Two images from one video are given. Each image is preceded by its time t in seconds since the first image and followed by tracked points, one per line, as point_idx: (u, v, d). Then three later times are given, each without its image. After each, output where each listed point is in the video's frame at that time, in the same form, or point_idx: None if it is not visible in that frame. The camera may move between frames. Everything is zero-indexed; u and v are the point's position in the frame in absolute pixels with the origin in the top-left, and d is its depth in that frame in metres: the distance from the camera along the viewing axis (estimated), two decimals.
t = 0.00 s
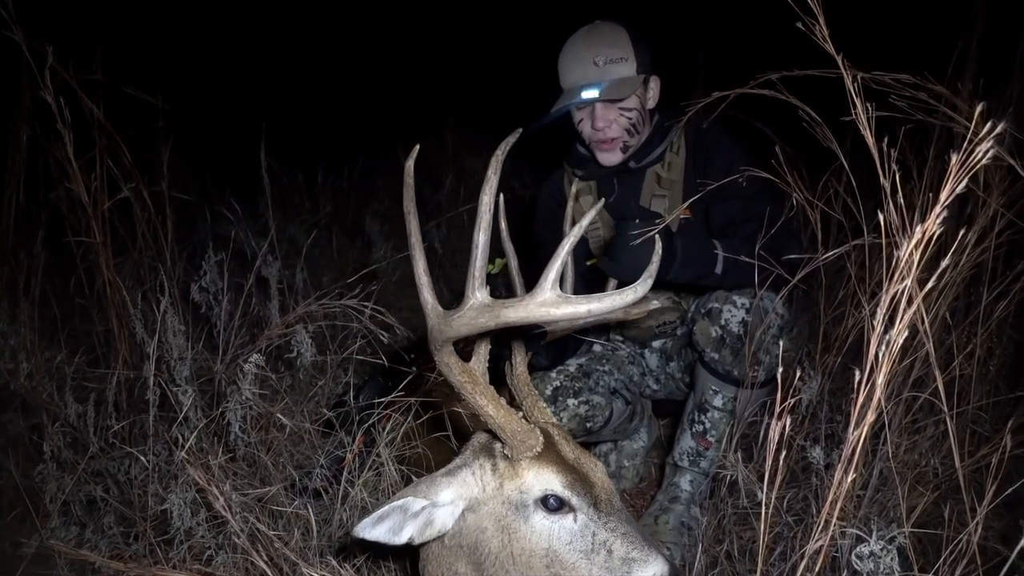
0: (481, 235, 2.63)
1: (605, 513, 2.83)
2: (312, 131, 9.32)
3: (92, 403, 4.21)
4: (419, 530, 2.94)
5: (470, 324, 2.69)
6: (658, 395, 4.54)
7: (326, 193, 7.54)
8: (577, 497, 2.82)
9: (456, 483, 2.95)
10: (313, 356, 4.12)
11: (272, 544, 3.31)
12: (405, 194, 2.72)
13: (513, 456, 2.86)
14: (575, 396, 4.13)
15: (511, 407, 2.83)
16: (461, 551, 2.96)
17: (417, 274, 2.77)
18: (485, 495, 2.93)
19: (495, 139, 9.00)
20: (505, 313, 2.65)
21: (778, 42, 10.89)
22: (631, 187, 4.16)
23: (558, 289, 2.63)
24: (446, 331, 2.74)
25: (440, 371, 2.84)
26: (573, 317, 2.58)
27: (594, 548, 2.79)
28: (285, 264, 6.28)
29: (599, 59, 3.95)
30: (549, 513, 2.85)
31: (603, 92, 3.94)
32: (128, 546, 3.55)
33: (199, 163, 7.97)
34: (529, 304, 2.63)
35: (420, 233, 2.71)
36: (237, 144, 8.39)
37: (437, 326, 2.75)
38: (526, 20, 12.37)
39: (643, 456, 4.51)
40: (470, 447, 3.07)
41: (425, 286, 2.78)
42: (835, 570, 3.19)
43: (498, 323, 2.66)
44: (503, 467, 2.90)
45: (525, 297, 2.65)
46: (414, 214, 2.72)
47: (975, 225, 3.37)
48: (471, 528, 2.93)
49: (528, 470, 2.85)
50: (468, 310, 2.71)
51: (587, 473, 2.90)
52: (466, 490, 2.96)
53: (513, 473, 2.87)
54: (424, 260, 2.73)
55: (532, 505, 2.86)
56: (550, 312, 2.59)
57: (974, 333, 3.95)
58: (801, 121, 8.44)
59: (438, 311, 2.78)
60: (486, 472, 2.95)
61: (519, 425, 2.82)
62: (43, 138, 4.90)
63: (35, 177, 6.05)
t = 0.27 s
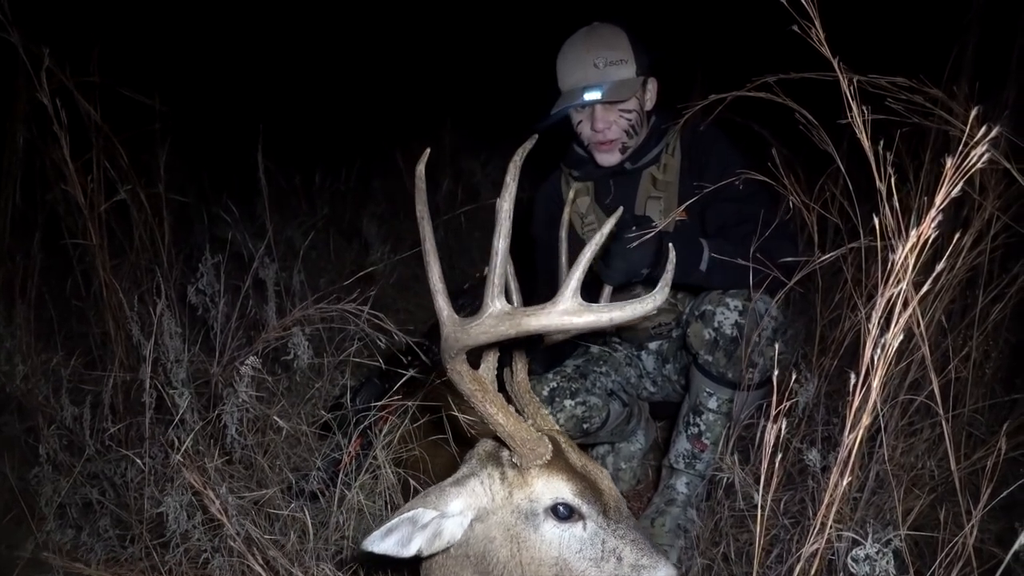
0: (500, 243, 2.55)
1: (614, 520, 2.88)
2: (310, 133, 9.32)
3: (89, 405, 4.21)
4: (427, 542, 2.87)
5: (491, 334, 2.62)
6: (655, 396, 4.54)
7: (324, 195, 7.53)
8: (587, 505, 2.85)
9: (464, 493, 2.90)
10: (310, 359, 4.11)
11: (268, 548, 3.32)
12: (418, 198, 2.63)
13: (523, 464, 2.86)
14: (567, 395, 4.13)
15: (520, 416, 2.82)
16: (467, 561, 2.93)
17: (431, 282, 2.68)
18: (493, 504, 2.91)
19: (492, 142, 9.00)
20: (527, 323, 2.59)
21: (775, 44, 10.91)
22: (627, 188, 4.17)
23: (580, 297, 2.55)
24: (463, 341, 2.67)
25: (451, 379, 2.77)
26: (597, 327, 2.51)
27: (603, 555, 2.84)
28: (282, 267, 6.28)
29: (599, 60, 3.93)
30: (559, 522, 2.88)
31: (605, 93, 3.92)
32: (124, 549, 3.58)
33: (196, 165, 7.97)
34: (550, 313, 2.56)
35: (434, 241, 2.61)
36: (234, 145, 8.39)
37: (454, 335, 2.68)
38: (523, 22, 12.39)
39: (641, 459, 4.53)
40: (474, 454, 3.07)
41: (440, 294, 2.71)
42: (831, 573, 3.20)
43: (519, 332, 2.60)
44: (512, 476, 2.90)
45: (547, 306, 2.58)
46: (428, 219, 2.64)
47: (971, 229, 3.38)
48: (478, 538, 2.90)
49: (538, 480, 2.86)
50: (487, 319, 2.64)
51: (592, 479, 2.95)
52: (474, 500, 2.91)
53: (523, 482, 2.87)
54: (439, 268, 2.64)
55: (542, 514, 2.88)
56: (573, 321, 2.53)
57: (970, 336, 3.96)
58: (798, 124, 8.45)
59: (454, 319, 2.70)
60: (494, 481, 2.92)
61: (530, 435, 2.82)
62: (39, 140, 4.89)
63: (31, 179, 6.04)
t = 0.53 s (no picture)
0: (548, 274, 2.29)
1: (632, 542, 2.81)
2: (307, 136, 9.31)
3: (85, 408, 4.20)
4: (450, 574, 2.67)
5: (534, 370, 2.40)
6: (652, 401, 4.54)
7: (321, 198, 7.53)
8: (608, 527, 2.77)
9: (486, 518, 2.78)
10: (306, 362, 4.10)
11: (263, 552, 3.35)
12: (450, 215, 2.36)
13: (545, 487, 2.75)
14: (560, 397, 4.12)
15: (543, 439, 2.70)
16: None
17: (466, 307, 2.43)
18: (514, 528, 2.80)
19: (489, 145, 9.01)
20: (577, 357, 2.37)
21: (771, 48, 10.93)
22: (620, 191, 4.25)
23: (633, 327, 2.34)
24: (502, 374, 2.45)
25: (483, 404, 2.59)
26: (655, 359, 2.31)
27: None
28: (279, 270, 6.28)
29: (593, 64, 3.90)
30: (580, 545, 2.80)
31: (601, 97, 3.89)
32: (120, 552, 3.58)
33: (193, 168, 7.97)
34: (601, 347, 2.33)
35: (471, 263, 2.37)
36: (231, 148, 8.39)
37: (495, 368, 2.45)
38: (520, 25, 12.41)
39: (637, 462, 4.48)
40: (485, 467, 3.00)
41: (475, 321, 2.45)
42: None
43: (570, 367, 2.37)
44: (532, 497, 2.79)
45: (598, 337, 2.36)
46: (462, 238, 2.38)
47: (966, 233, 3.38)
48: (497, 562, 2.79)
49: (561, 503, 2.76)
50: (529, 351, 2.42)
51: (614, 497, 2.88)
52: (495, 524, 2.79)
53: (544, 505, 2.77)
54: (475, 292, 2.40)
55: (564, 537, 2.79)
56: (631, 356, 2.32)
57: (965, 340, 3.97)
58: (794, 128, 8.47)
59: (490, 349, 2.47)
60: (515, 504, 2.81)
61: (554, 458, 2.71)
62: (35, 143, 4.88)
63: (28, 182, 6.03)
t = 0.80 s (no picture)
0: (615, 324, 2.23)
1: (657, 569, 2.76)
2: (305, 137, 9.31)
3: (82, 409, 4.19)
4: None
5: (593, 415, 2.36)
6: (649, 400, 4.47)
7: (318, 199, 7.52)
8: (635, 555, 2.71)
9: (515, 543, 2.72)
10: (304, 363, 4.10)
11: (261, 551, 3.34)
12: (512, 248, 2.28)
13: (573, 513, 2.71)
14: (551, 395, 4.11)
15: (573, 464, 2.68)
16: None
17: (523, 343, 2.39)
18: (542, 553, 2.72)
19: (487, 147, 9.02)
20: (641, 404, 2.34)
21: (768, 50, 10.93)
22: (615, 190, 4.19)
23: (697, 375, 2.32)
24: (556, 415, 2.41)
25: (523, 436, 2.56)
26: (716, 408, 2.31)
27: None
28: (276, 271, 6.27)
29: (588, 68, 3.93)
30: (608, 571, 2.73)
31: (595, 101, 3.91)
32: (116, 553, 3.55)
33: (191, 169, 7.96)
34: (665, 394, 2.31)
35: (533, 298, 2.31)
36: (229, 150, 8.38)
37: (553, 409, 2.41)
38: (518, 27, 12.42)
39: (634, 462, 4.48)
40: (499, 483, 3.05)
41: (531, 356, 2.41)
42: None
43: (632, 412, 2.34)
44: (560, 522, 2.73)
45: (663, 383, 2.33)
46: (525, 274, 2.31)
47: (964, 234, 3.39)
48: None
49: (588, 530, 2.71)
50: (587, 394, 2.38)
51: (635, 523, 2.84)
52: (524, 550, 2.73)
53: (572, 530, 2.71)
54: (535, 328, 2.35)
55: (591, 564, 2.72)
56: (694, 404, 2.31)
57: (962, 341, 3.97)
58: (792, 129, 8.48)
59: (544, 386, 2.42)
60: (543, 530, 2.74)
61: (584, 484, 2.66)
62: (33, 143, 4.87)
63: (25, 183, 6.02)
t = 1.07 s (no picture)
0: (659, 357, 2.16)
1: None
2: (303, 133, 9.28)
3: (81, 405, 4.18)
4: None
5: (629, 446, 2.31)
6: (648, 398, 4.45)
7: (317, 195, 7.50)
8: None
9: (532, 556, 2.61)
10: (303, 359, 4.10)
11: (262, 548, 3.33)
12: (560, 267, 2.20)
13: (591, 528, 2.65)
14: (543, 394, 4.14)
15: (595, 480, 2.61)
16: None
17: (562, 365, 2.32)
18: (558, 567, 2.65)
19: (486, 144, 9.02)
20: (680, 439, 2.28)
21: (768, 46, 10.91)
22: (610, 190, 4.22)
23: (738, 414, 2.27)
24: (590, 441, 2.36)
25: (552, 456, 2.52)
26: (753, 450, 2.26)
27: None
28: (275, 267, 6.27)
29: (577, 71, 3.91)
30: None
31: (583, 106, 3.90)
32: (116, 548, 3.53)
33: (189, 166, 7.95)
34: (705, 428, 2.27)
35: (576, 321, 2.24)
36: (228, 146, 8.37)
37: (588, 435, 2.36)
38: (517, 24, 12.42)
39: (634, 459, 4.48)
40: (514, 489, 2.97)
41: (570, 378, 2.34)
42: (824, 574, 3.21)
43: (670, 446, 2.29)
44: (578, 536, 2.66)
45: (704, 420, 2.29)
46: (569, 295, 2.24)
47: (964, 231, 3.39)
48: None
49: (606, 547, 2.65)
50: (623, 423, 2.32)
51: (648, 537, 2.79)
52: (541, 563, 2.62)
53: (589, 546, 2.66)
54: (576, 350, 2.28)
55: None
56: (732, 442, 2.27)
57: (961, 338, 3.98)
58: (792, 126, 8.48)
59: (581, 410, 2.36)
60: (561, 543, 2.65)
61: (605, 501, 2.63)
62: (31, 138, 4.86)
63: (23, 179, 6.00)
